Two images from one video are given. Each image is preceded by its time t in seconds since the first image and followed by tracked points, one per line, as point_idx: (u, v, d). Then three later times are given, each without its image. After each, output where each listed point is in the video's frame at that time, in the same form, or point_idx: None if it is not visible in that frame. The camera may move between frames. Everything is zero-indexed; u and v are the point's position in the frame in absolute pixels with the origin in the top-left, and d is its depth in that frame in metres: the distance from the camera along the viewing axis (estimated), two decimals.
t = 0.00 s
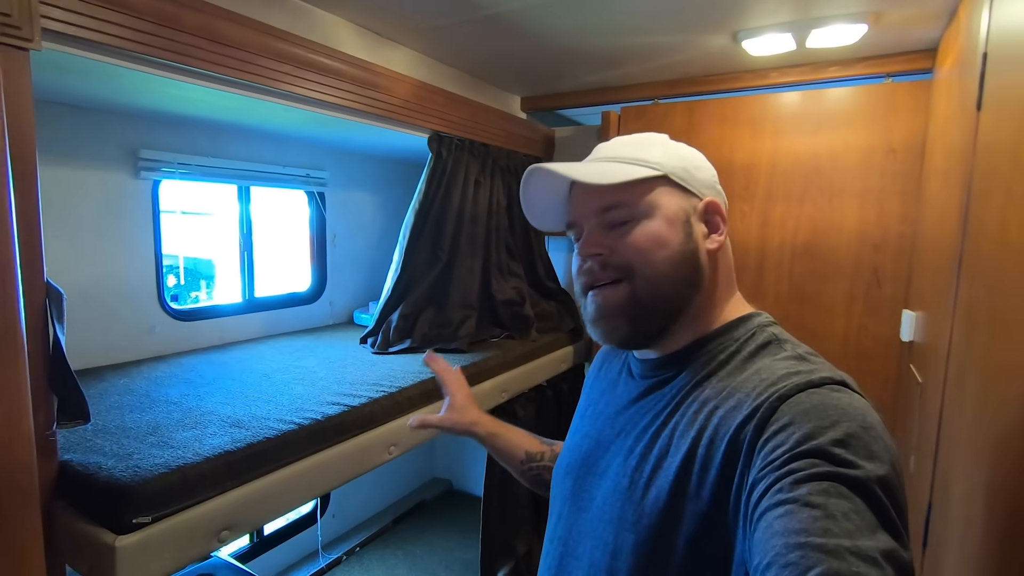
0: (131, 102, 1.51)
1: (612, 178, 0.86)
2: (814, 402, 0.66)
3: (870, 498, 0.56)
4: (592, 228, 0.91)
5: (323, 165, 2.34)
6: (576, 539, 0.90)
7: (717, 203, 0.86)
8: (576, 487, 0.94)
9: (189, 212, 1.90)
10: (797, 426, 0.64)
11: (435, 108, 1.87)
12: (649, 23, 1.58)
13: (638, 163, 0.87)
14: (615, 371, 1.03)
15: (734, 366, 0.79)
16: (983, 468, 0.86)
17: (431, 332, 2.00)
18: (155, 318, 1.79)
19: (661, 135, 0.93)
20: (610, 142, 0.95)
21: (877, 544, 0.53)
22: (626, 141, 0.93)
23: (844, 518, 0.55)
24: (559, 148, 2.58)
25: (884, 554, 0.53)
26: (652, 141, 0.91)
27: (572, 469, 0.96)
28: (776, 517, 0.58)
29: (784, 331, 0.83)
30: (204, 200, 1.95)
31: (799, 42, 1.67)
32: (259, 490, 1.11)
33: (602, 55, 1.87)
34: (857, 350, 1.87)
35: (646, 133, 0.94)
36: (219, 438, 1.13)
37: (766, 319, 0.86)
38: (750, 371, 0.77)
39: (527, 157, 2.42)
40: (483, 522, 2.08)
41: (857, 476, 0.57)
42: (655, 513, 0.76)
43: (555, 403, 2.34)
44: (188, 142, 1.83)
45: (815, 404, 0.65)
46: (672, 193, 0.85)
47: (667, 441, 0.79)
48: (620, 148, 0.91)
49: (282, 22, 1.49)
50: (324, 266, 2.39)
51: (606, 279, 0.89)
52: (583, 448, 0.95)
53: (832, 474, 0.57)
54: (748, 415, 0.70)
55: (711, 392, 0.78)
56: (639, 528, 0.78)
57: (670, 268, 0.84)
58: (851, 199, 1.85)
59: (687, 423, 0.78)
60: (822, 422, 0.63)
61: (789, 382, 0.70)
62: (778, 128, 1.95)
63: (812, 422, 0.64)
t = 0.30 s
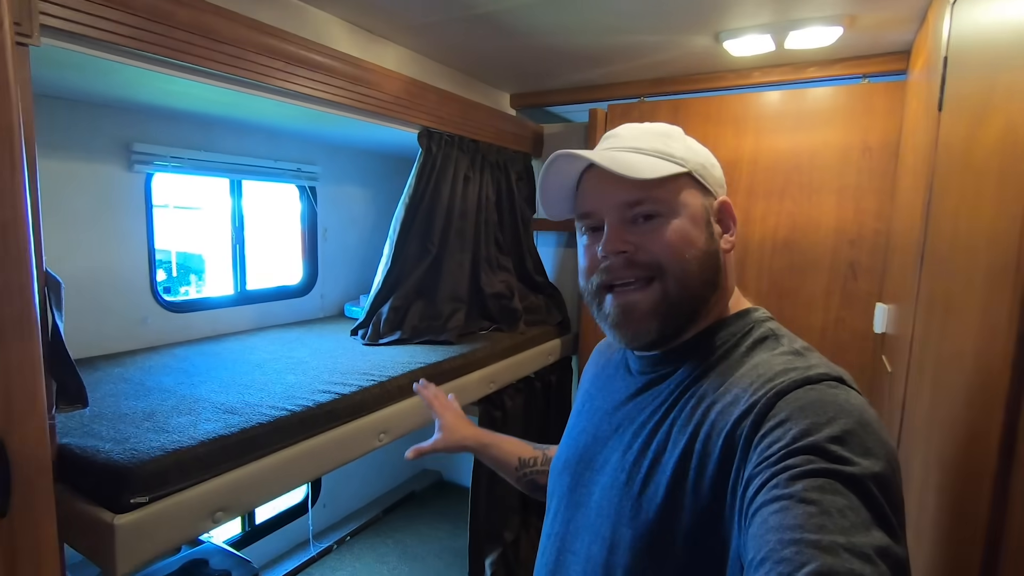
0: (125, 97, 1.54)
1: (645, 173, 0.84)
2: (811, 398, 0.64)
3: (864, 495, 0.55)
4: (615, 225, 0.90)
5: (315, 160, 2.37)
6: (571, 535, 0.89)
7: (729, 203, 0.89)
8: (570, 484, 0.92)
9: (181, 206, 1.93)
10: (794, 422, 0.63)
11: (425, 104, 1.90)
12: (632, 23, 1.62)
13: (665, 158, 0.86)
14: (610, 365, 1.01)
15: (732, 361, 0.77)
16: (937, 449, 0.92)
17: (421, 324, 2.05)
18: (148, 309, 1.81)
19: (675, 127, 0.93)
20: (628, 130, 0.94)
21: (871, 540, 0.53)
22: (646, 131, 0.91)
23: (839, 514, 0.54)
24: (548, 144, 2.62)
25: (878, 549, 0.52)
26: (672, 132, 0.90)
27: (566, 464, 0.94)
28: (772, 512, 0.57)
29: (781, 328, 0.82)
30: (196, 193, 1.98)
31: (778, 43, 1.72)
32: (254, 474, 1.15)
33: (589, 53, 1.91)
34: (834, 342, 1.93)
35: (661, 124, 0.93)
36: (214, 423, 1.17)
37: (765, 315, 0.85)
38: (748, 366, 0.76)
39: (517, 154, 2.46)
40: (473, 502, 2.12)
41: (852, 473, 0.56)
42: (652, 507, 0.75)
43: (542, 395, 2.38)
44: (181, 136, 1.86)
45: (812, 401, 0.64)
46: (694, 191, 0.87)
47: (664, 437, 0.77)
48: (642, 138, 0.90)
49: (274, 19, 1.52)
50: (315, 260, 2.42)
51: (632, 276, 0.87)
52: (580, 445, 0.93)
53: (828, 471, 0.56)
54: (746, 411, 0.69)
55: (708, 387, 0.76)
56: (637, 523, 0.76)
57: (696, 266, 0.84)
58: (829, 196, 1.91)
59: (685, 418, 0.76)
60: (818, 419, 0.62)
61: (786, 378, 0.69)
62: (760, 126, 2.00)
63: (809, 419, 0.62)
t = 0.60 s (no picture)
0: (123, 86, 1.54)
1: (644, 185, 0.82)
2: (821, 402, 0.63)
3: (875, 501, 0.54)
4: (615, 236, 0.88)
5: (312, 152, 2.38)
6: (578, 535, 0.89)
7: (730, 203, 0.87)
8: (577, 484, 0.93)
9: (178, 198, 1.93)
10: (804, 426, 0.61)
11: (423, 99, 1.91)
12: (630, 22, 1.64)
13: (662, 164, 0.84)
14: (617, 365, 1.00)
15: (740, 363, 0.75)
16: (921, 444, 0.95)
17: (416, 317, 2.06)
18: (144, 299, 1.82)
19: (671, 128, 0.91)
20: (623, 137, 0.92)
21: (882, 546, 0.51)
22: (641, 137, 0.90)
23: (849, 519, 0.52)
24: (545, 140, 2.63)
25: (889, 556, 0.50)
26: (666, 136, 0.88)
27: (573, 464, 0.95)
28: (781, 517, 0.56)
29: (791, 328, 0.79)
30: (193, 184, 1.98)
31: (773, 43, 1.74)
32: (251, 461, 1.17)
33: (586, 51, 1.93)
34: (824, 340, 1.96)
35: (656, 126, 0.91)
36: (211, 412, 1.18)
37: (771, 315, 0.82)
38: (756, 369, 0.73)
39: (513, 149, 2.47)
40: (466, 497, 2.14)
41: (863, 478, 0.54)
42: (659, 510, 0.74)
43: (536, 389, 2.40)
44: (178, 126, 1.86)
45: (822, 404, 0.62)
46: (694, 195, 0.84)
47: (671, 439, 0.77)
48: (637, 145, 0.88)
49: (273, 10, 1.52)
50: (311, 252, 2.43)
51: (636, 288, 0.85)
52: (586, 445, 0.93)
53: (838, 475, 0.55)
54: (754, 414, 0.67)
55: (716, 389, 0.74)
56: (642, 526, 0.76)
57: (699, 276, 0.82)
58: (821, 196, 1.94)
59: (692, 421, 0.75)
60: (828, 423, 0.60)
61: (795, 381, 0.67)
62: (754, 126, 2.02)
63: (819, 423, 0.61)
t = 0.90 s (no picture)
0: (116, 78, 1.52)
1: (630, 193, 0.82)
2: (821, 400, 0.62)
3: (877, 499, 0.53)
4: (606, 242, 0.88)
5: (307, 148, 2.37)
6: (579, 535, 0.89)
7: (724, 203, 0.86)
8: (578, 484, 0.93)
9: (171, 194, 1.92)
10: (805, 424, 0.61)
11: (419, 96, 1.91)
12: (626, 21, 1.64)
13: (650, 168, 0.84)
14: (618, 366, 1.00)
15: (741, 362, 0.75)
16: (911, 443, 0.95)
17: (410, 315, 2.05)
18: (136, 294, 1.80)
19: (661, 129, 0.91)
20: (612, 141, 0.92)
21: (884, 544, 0.50)
22: (630, 141, 0.90)
23: (851, 518, 0.52)
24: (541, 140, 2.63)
25: (891, 555, 0.50)
26: (655, 138, 0.88)
27: (574, 465, 0.95)
28: (782, 516, 0.55)
29: (791, 326, 0.79)
30: (185, 179, 1.97)
31: (768, 45, 1.75)
32: (241, 458, 1.16)
33: (583, 50, 1.93)
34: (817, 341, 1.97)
35: (645, 128, 0.91)
36: (202, 407, 1.17)
37: (771, 315, 0.82)
38: (757, 368, 0.73)
39: (509, 148, 2.47)
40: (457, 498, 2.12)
41: (864, 476, 0.54)
42: (659, 509, 0.74)
43: (529, 388, 2.40)
44: (171, 120, 1.84)
45: (823, 403, 0.62)
46: (685, 197, 0.84)
47: (672, 439, 0.76)
48: (626, 150, 0.88)
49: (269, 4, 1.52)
50: (305, 249, 2.42)
51: (630, 295, 0.85)
52: (587, 445, 0.93)
53: (839, 473, 0.54)
54: (755, 414, 0.67)
55: (716, 388, 0.74)
56: (643, 526, 0.76)
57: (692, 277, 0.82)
58: (815, 197, 1.95)
59: (693, 420, 0.75)
60: (829, 421, 0.60)
61: (796, 380, 0.67)
62: (749, 127, 2.03)
63: (820, 421, 0.60)
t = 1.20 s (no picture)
0: (107, 74, 1.51)
1: (628, 197, 0.81)
2: (819, 399, 0.62)
3: (874, 498, 0.52)
4: (606, 243, 0.87)
5: (301, 146, 2.35)
6: (575, 533, 0.89)
7: (726, 204, 0.85)
8: (575, 482, 0.92)
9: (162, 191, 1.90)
10: (802, 422, 0.60)
11: (413, 94, 1.90)
12: (622, 21, 1.64)
13: (652, 171, 0.82)
14: (616, 364, 1.00)
15: (739, 361, 0.74)
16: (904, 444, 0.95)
17: (404, 314, 2.04)
18: (126, 292, 1.79)
19: (665, 128, 0.89)
20: (615, 141, 0.90)
21: (880, 543, 0.50)
22: (633, 141, 0.88)
23: (847, 517, 0.51)
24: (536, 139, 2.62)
25: (887, 554, 0.49)
26: (659, 138, 0.86)
27: (571, 463, 0.94)
28: (778, 514, 0.55)
29: (790, 326, 0.78)
30: (178, 177, 1.95)
31: (764, 45, 1.75)
32: (230, 457, 1.14)
33: (578, 49, 1.92)
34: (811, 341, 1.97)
35: (648, 127, 0.89)
36: (191, 406, 1.16)
37: (771, 314, 0.81)
38: (755, 367, 0.73)
39: (504, 148, 2.46)
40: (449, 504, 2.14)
41: (861, 474, 0.53)
42: (655, 507, 0.73)
43: (524, 388, 2.39)
44: (162, 116, 1.83)
45: (820, 401, 0.61)
46: (688, 200, 0.83)
47: (669, 437, 0.76)
48: (628, 151, 0.87)
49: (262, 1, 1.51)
50: (299, 248, 2.41)
51: (624, 296, 0.84)
52: (583, 443, 0.93)
53: (836, 472, 0.54)
54: (753, 412, 0.66)
55: (714, 387, 0.74)
56: (639, 523, 0.75)
57: (690, 279, 0.81)
58: (810, 198, 1.95)
59: (690, 418, 0.74)
60: (827, 420, 0.59)
61: (794, 378, 0.66)
62: (745, 128, 2.03)
63: (817, 419, 0.60)
